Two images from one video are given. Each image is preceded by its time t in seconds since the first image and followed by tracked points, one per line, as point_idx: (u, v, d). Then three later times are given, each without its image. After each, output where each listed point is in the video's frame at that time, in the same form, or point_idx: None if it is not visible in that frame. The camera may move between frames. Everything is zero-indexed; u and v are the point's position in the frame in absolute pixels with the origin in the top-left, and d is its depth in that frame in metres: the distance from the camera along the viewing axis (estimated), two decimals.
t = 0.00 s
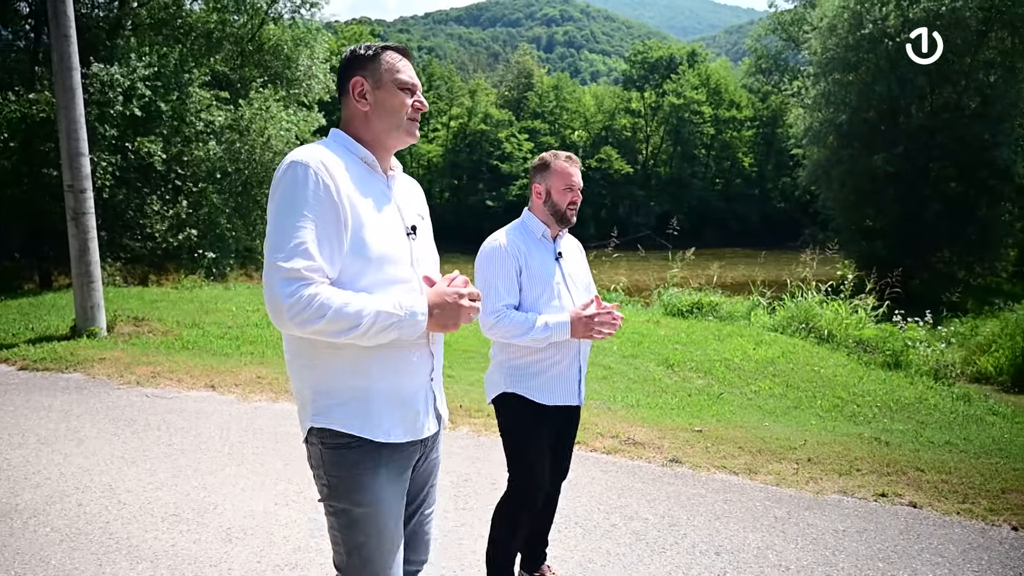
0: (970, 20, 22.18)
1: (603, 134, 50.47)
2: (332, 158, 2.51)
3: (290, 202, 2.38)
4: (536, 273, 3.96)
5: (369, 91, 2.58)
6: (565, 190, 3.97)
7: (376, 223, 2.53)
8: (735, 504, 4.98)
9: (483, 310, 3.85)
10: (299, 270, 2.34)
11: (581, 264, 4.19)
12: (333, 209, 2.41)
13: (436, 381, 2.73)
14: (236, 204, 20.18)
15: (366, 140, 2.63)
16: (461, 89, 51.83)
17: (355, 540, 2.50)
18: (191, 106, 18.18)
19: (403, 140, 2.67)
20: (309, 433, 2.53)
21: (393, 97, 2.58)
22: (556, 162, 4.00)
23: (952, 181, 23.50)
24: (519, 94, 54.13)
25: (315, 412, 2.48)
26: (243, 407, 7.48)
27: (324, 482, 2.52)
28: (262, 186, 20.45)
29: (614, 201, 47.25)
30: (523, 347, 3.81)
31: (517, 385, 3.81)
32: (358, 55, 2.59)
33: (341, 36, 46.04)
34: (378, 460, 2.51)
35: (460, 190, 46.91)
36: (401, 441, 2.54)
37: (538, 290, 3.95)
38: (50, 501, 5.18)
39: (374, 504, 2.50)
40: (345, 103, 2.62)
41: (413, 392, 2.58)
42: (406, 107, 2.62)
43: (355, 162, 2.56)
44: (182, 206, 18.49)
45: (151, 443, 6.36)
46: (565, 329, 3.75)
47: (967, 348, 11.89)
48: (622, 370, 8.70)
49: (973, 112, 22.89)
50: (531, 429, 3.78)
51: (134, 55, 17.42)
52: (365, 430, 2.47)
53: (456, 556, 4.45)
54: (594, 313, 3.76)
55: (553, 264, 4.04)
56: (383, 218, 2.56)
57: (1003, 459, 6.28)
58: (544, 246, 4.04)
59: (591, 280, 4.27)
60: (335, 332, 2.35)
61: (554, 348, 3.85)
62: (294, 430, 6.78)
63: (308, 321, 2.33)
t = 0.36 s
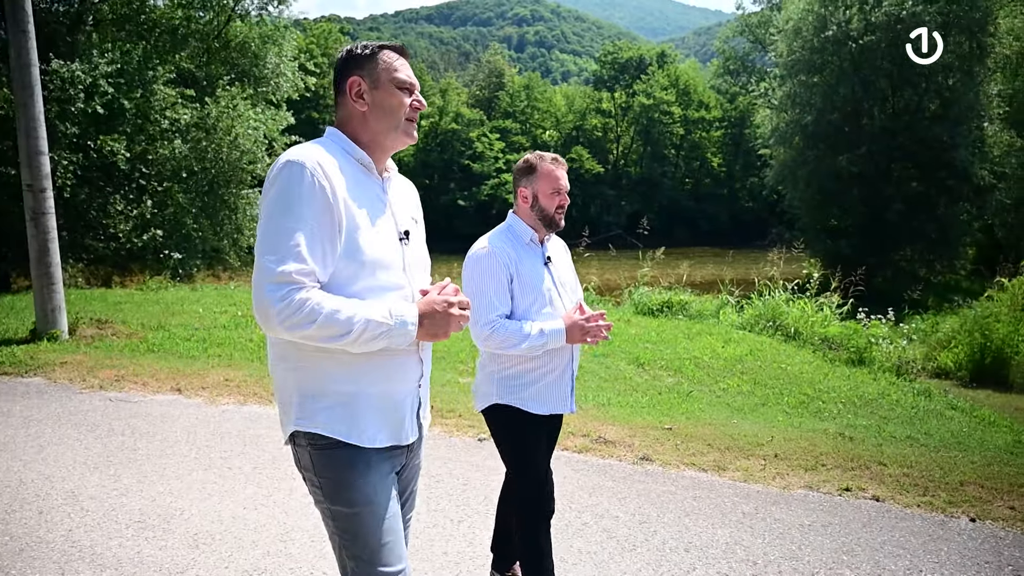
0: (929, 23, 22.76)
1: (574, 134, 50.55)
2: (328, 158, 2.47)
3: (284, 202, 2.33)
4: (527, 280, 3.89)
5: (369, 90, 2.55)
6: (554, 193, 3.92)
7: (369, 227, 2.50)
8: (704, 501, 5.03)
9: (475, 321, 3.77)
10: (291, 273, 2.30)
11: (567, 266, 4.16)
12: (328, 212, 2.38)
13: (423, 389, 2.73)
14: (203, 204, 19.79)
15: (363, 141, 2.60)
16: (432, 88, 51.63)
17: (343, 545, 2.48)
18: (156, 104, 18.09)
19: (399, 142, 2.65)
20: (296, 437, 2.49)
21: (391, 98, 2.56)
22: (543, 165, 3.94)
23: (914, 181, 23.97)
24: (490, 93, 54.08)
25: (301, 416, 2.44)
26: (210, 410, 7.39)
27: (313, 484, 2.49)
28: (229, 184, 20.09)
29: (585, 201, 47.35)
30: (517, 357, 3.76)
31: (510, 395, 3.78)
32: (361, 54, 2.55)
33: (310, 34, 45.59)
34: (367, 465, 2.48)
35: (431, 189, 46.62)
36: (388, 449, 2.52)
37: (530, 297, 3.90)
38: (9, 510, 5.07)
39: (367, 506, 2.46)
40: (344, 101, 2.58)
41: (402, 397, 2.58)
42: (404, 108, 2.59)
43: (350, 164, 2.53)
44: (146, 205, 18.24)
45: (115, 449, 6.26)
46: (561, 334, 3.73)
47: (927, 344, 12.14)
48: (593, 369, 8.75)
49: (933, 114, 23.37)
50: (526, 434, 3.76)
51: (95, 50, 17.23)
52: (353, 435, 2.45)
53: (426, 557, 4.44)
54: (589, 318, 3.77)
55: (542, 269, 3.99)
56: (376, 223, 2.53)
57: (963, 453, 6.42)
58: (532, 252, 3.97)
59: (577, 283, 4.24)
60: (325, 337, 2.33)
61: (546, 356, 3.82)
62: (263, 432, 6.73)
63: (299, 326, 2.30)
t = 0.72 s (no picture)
0: (894, 27, 23.28)
1: (548, 134, 50.62)
2: (301, 158, 2.45)
3: (261, 206, 2.31)
4: (524, 287, 3.75)
5: (333, 85, 2.53)
6: (545, 194, 3.76)
7: (348, 226, 2.49)
8: (676, 498, 5.07)
9: (473, 338, 3.64)
10: (275, 279, 2.27)
11: (560, 266, 4.02)
12: (307, 213, 2.36)
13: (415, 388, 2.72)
14: (172, 205, 19.37)
15: (329, 138, 2.58)
16: (405, 88, 51.35)
17: (346, 556, 2.44)
18: (122, 102, 17.86)
19: (368, 139, 2.64)
20: (285, 449, 2.45)
21: (356, 92, 2.54)
22: (532, 164, 3.78)
23: (879, 181, 24.37)
24: (463, 93, 53.98)
25: (296, 429, 2.40)
26: (179, 414, 7.29)
27: (303, 496, 2.45)
28: (199, 183, 19.66)
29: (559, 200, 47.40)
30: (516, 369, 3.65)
31: (510, 407, 3.64)
32: (319, 48, 2.53)
33: (281, 32, 45.12)
34: (363, 471, 2.47)
35: (404, 189, 46.36)
36: (387, 452, 2.51)
37: (528, 305, 3.75)
38: None
39: (351, 521, 2.45)
40: (308, 99, 2.56)
41: (396, 401, 2.55)
42: (371, 103, 2.57)
43: (321, 162, 2.51)
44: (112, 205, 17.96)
45: (79, 454, 6.16)
46: (563, 342, 3.64)
47: (893, 341, 12.34)
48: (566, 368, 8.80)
49: (898, 116, 23.76)
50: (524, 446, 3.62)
51: (58, 46, 17.23)
52: (350, 442, 2.42)
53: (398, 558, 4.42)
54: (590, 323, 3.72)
55: (538, 272, 3.84)
56: (355, 221, 2.52)
57: (927, 447, 6.54)
58: (526, 255, 3.82)
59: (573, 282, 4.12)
60: (316, 343, 2.31)
61: (548, 366, 3.69)
62: (233, 436, 6.66)
63: (289, 333, 2.27)
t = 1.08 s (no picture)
0: (862, 30, 23.53)
1: (523, 134, 50.66)
2: (275, 156, 2.43)
3: (233, 205, 2.29)
4: (513, 291, 3.72)
5: (305, 82, 2.52)
6: (537, 196, 3.74)
7: (324, 227, 2.48)
8: (649, 496, 5.10)
9: (463, 343, 3.59)
10: (248, 280, 2.25)
11: (547, 269, 4.00)
12: (281, 213, 2.34)
13: (391, 391, 2.71)
14: (141, 204, 19.07)
15: (304, 136, 2.57)
16: (380, 86, 51.08)
17: (316, 561, 2.43)
18: (89, 99, 17.83)
19: (343, 137, 2.63)
20: (256, 453, 2.43)
21: (331, 89, 2.53)
22: (525, 165, 3.74)
23: (849, 181, 24.69)
24: (439, 92, 53.93)
25: (268, 433, 2.39)
26: (149, 417, 7.21)
27: (273, 499, 2.44)
28: (170, 182, 19.38)
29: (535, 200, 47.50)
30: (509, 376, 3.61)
31: (500, 414, 3.61)
32: (292, 43, 2.52)
33: (254, 29, 44.71)
34: (336, 475, 2.46)
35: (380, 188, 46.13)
36: (360, 455, 2.50)
37: (516, 310, 3.73)
38: None
39: (322, 526, 2.43)
40: (281, 96, 2.54)
41: (370, 404, 2.55)
42: (346, 100, 2.56)
43: (296, 160, 2.50)
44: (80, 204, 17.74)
45: (45, 459, 6.06)
46: (554, 347, 3.63)
47: (862, 337, 12.50)
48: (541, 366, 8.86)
49: (867, 117, 24.10)
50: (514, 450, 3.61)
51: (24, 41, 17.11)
52: (324, 445, 2.41)
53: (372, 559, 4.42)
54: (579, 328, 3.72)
55: (527, 275, 3.81)
56: (330, 222, 2.51)
57: (894, 442, 6.65)
58: (515, 258, 3.77)
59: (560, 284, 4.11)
60: (289, 346, 2.30)
61: (539, 372, 3.68)
62: (204, 438, 6.60)
63: (261, 336, 2.26)
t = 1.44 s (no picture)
0: (831, 33, 23.76)
1: (497, 133, 50.66)
2: (242, 158, 2.41)
3: (198, 209, 2.26)
4: (496, 290, 3.72)
5: (274, 79, 2.49)
6: (517, 193, 3.71)
7: (292, 230, 2.46)
8: (622, 494, 5.13)
9: (444, 337, 3.61)
10: (214, 284, 2.23)
11: (539, 268, 3.98)
12: (248, 216, 2.32)
13: (360, 393, 2.70)
14: (108, 204, 18.79)
15: (273, 136, 2.55)
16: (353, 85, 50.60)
17: (283, 565, 2.41)
18: (54, 97, 17.78)
19: (312, 136, 2.60)
20: (222, 456, 2.41)
21: (300, 88, 2.51)
22: (508, 162, 3.72)
23: (818, 181, 24.99)
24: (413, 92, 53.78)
25: (235, 437, 2.36)
26: (115, 421, 7.11)
27: (239, 502, 2.42)
28: (137, 182, 19.14)
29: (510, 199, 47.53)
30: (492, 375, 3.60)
31: (483, 415, 3.59)
32: (259, 41, 2.50)
33: (224, 26, 44.20)
34: (304, 477, 2.45)
35: (353, 188, 45.87)
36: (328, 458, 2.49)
37: (500, 308, 3.73)
38: None
39: (289, 529, 2.41)
40: (249, 96, 2.52)
41: (339, 407, 2.54)
42: (315, 99, 2.55)
43: (262, 161, 2.47)
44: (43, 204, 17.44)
45: (8, 465, 5.95)
46: (538, 350, 3.61)
47: (831, 336, 12.70)
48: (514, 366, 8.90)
49: (835, 118, 24.43)
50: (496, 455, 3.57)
51: None
52: (290, 449, 2.40)
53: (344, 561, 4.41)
54: (564, 329, 3.69)
55: (516, 276, 3.80)
56: (299, 224, 2.49)
57: (861, 437, 6.75)
58: (502, 257, 3.77)
59: (556, 286, 4.10)
60: (256, 350, 2.28)
61: (524, 374, 3.66)
62: (173, 442, 6.52)
63: (227, 341, 2.24)
